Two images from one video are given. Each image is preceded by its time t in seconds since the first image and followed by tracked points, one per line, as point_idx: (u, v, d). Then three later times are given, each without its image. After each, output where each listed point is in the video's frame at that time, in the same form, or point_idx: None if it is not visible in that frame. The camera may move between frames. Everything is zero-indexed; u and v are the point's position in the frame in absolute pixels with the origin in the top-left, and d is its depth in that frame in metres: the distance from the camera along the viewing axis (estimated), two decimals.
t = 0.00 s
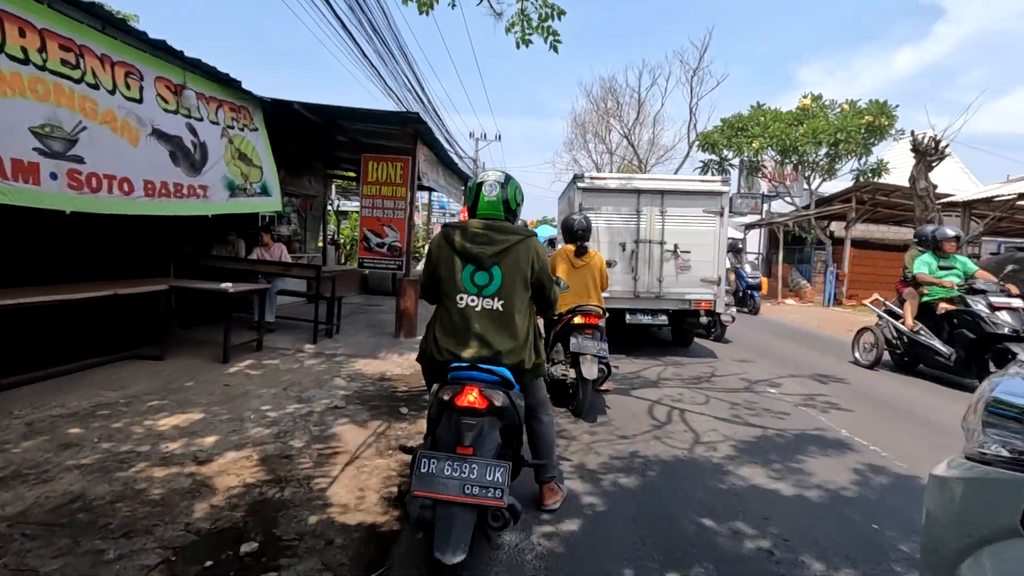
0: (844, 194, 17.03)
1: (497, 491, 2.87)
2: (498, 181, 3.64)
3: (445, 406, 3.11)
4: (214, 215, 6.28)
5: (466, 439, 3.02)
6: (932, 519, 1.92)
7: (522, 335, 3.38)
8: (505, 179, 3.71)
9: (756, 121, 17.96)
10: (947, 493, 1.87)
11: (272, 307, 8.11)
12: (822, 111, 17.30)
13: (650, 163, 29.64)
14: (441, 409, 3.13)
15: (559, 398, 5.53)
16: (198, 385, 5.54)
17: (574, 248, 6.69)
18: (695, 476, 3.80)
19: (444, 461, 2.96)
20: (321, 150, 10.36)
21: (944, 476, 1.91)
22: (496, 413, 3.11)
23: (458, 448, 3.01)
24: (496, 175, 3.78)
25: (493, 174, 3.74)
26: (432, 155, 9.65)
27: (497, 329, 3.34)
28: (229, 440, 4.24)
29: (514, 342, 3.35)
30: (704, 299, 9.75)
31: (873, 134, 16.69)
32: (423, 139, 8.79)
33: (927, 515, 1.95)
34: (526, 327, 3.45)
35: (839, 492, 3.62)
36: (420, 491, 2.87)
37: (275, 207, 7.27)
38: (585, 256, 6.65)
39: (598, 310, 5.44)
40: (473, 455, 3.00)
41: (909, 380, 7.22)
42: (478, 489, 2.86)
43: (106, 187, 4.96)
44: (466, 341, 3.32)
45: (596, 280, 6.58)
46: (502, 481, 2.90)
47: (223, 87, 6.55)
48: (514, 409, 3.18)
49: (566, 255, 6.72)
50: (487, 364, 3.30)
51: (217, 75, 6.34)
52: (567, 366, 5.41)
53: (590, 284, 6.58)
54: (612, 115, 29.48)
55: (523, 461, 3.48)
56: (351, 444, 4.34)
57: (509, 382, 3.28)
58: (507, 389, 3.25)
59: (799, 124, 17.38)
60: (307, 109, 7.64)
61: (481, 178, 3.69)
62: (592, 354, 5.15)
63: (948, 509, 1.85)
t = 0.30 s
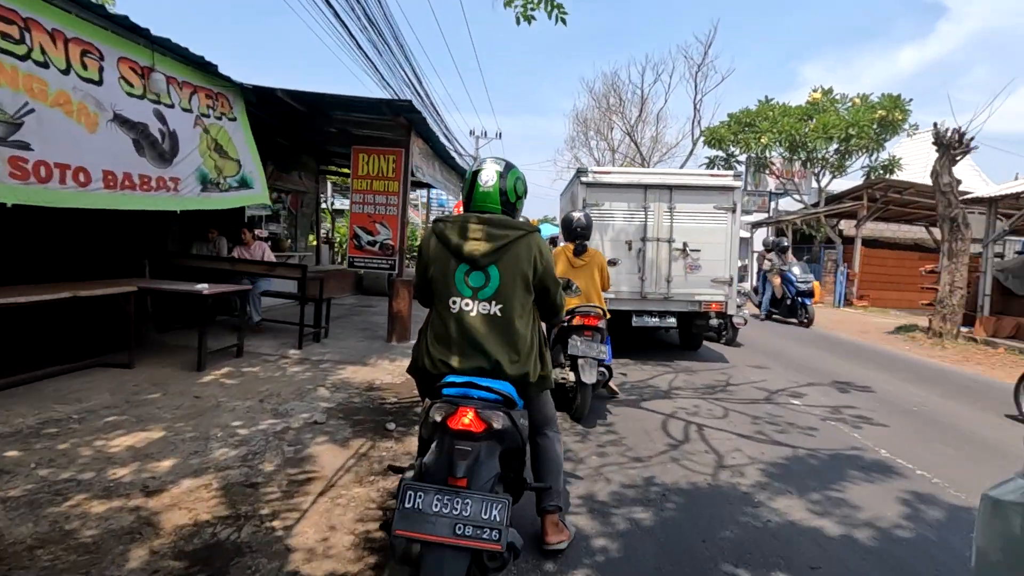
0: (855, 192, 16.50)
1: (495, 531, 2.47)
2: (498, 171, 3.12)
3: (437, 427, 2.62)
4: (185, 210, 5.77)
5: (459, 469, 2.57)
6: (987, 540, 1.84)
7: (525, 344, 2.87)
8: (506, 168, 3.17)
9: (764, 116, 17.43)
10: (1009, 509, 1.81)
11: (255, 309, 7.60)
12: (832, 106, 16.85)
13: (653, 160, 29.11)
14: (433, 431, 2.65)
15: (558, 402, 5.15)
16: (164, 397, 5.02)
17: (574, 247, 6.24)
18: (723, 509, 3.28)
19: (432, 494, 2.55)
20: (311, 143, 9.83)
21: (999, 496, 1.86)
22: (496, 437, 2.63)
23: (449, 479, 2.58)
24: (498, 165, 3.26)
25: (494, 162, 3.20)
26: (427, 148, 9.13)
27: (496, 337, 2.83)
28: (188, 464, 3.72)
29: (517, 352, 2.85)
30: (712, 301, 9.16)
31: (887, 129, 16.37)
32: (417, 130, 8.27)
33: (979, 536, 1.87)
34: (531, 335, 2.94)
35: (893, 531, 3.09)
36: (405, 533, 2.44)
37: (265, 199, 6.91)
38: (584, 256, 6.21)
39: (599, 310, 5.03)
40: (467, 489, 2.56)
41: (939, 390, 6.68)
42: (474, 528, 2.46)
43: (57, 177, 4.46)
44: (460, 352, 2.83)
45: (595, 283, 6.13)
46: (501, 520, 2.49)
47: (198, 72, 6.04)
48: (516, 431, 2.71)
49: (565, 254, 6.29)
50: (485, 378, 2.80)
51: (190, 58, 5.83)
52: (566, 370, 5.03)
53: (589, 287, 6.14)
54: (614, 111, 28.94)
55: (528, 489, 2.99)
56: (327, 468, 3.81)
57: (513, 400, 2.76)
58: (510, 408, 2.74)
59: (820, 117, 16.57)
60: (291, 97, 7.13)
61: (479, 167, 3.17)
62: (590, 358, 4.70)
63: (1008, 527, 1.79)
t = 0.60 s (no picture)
0: (863, 190, 16.12)
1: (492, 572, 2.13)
2: (492, 161, 2.74)
3: (429, 448, 2.29)
4: (162, 207, 5.45)
5: (453, 500, 2.21)
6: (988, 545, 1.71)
7: (529, 352, 2.49)
8: (501, 158, 2.80)
9: (770, 113, 17.09)
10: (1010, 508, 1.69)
11: (243, 311, 7.27)
12: (840, 103, 16.45)
13: (655, 159, 28.74)
14: (427, 453, 2.30)
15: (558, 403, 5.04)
16: (137, 408, 4.67)
17: (577, 246, 5.92)
18: (748, 540, 2.92)
19: (422, 528, 2.21)
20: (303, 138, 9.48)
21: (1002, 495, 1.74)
22: (495, 460, 2.28)
23: (442, 510, 2.21)
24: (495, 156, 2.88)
25: (491, 152, 2.82)
26: (423, 143, 8.78)
27: (496, 345, 2.48)
28: (152, 486, 3.37)
29: (520, 362, 2.47)
30: (719, 303, 8.78)
31: (896, 126, 15.95)
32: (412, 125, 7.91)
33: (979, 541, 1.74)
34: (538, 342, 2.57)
35: (941, 568, 2.74)
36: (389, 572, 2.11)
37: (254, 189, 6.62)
38: (587, 256, 5.87)
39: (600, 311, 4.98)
40: (461, 521, 2.22)
41: (963, 397, 6.32)
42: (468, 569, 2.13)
43: (16, 170, 4.11)
44: (455, 361, 2.49)
45: (598, 282, 5.80)
46: (498, 560, 2.15)
47: (178, 60, 5.69)
48: (519, 453, 2.34)
49: (567, 254, 5.96)
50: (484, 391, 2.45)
51: (170, 45, 5.48)
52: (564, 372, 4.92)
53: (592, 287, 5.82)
54: (616, 110, 28.57)
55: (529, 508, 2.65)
56: (307, 489, 3.45)
57: (515, 419, 2.37)
58: (512, 428, 2.36)
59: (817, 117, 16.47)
60: (278, 88, 6.78)
61: (472, 158, 2.79)
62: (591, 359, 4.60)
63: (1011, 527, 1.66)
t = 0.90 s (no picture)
0: (867, 189, 15.95)
1: None
2: (495, 158, 2.58)
3: (430, 453, 2.18)
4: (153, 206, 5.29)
5: (454, 504, 2.07)
6: (945, 521, 1.67)
7: (535, 353, 2.33)
8: (505, 155, 2.64)
9: (773, 111, 16.93)
10: (961, 485, 1.64)
11: (238, 313, 7.15)
12: (843, 101, 16.29)
13: (656, 159, 28.58)
14: (426, 457, 2.20)
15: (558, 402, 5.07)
16: (125, 413, 4.51)
17: (585, 243, 5.75)
18: (762, 556, 2.76)
19: (421, 533, 2.03)
20: (300, 135, 9.33)
21: (954, 470, 1.69)
22: (496, 466, 2.17)
23: (442, 515, 2.06)
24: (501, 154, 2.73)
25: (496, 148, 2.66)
26: (422, 141, 8.63)
27: (500, 345, 2.33)
28: (136, 498, 3.21)
29: (525, 362, 2.33)
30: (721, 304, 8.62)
31: (900, 124, 15.78)
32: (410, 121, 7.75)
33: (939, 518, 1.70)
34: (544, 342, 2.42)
35: None
36: None
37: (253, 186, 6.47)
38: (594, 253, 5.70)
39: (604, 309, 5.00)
40: (461, 529, 2.06)
41: (975, 401, 6.16)
42: None
43: None
44: (457, 362, 2.34)
45: (605, 279, 5.63)
46: (499, 568, 1.98)
47: (169, 55, 5.56)
48: (522, 459, 2.22)
49: (573, 251, 5.78)
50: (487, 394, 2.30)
51: (161, 40, 5.36)
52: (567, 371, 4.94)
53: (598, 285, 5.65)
54: (616, 108, 28.39)
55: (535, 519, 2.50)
56: (298, 501, 3.29)
57: (518, 422, 2.23)
58: (514, 433, 2.22)
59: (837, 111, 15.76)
60: (273, 83, 6.63)
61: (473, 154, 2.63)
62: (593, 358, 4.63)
63: (960, 504, 1.62)
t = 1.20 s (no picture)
0: (869, 189, 15.89)
1: (487, 556, 1.95)
2: (498, 167, 2.55)
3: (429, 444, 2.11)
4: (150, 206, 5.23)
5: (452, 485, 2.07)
6: (886, 490, 1.66)
7: (534, 354, 2.31)
8: (507, 163, 2.60)
9: (774, 111, 16.88)
10: (897, 456, 1.61)
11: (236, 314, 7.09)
12: (846, 100, 16.22)
13: (656, 159, 28.51)
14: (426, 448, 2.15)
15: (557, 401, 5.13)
16: (120, 417, 4.46)
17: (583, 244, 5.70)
18: (769, 565, 2.70)
19: (420, 511, 2.06)
20: (298, 135, 9.26)
21: (893, 441, 1.65)
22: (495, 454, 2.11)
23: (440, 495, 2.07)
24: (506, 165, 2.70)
25: (496, 159, 2.63)
26: (422, 141, 8.58)
27: (500, 347, 2.29)
28: (129, 504, 3.15)
29: (523, 363, 2.30)
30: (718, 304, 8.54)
31: (902, 123, 15.70)
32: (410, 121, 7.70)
33: (880, 485, 1.69)
34: (542, 344, 2.38)
35: None
36: (387, 557, 1.96)
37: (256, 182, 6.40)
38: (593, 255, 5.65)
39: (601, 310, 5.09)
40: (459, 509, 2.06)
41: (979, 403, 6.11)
42: (462, 552, 1.95)
43: None
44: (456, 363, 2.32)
45: (605, 280, 5.63)
46: (494, 545, 1.97)
47: (166, 54, 5.51)
48: (520, 446, 2.17)
49: (572, 251, 5.73)
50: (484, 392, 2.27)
51: (157, 39, 5.30)
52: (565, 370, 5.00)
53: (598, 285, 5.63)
54: (617, 108, 28.32)
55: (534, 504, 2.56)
56: (294, 507, 3.23)
57: (514, 413, 2.16)
58: (511, 421, 2.15)
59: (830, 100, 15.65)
60: (272, 83, 6.58)
61: (476, 164, 2.60)
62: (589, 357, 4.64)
63: (898, 473, 1.59)
